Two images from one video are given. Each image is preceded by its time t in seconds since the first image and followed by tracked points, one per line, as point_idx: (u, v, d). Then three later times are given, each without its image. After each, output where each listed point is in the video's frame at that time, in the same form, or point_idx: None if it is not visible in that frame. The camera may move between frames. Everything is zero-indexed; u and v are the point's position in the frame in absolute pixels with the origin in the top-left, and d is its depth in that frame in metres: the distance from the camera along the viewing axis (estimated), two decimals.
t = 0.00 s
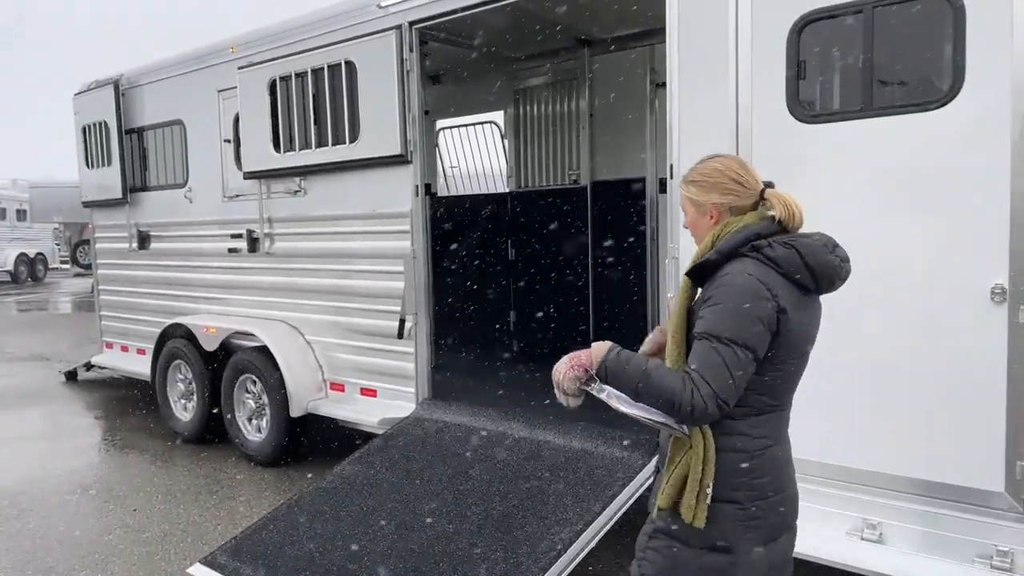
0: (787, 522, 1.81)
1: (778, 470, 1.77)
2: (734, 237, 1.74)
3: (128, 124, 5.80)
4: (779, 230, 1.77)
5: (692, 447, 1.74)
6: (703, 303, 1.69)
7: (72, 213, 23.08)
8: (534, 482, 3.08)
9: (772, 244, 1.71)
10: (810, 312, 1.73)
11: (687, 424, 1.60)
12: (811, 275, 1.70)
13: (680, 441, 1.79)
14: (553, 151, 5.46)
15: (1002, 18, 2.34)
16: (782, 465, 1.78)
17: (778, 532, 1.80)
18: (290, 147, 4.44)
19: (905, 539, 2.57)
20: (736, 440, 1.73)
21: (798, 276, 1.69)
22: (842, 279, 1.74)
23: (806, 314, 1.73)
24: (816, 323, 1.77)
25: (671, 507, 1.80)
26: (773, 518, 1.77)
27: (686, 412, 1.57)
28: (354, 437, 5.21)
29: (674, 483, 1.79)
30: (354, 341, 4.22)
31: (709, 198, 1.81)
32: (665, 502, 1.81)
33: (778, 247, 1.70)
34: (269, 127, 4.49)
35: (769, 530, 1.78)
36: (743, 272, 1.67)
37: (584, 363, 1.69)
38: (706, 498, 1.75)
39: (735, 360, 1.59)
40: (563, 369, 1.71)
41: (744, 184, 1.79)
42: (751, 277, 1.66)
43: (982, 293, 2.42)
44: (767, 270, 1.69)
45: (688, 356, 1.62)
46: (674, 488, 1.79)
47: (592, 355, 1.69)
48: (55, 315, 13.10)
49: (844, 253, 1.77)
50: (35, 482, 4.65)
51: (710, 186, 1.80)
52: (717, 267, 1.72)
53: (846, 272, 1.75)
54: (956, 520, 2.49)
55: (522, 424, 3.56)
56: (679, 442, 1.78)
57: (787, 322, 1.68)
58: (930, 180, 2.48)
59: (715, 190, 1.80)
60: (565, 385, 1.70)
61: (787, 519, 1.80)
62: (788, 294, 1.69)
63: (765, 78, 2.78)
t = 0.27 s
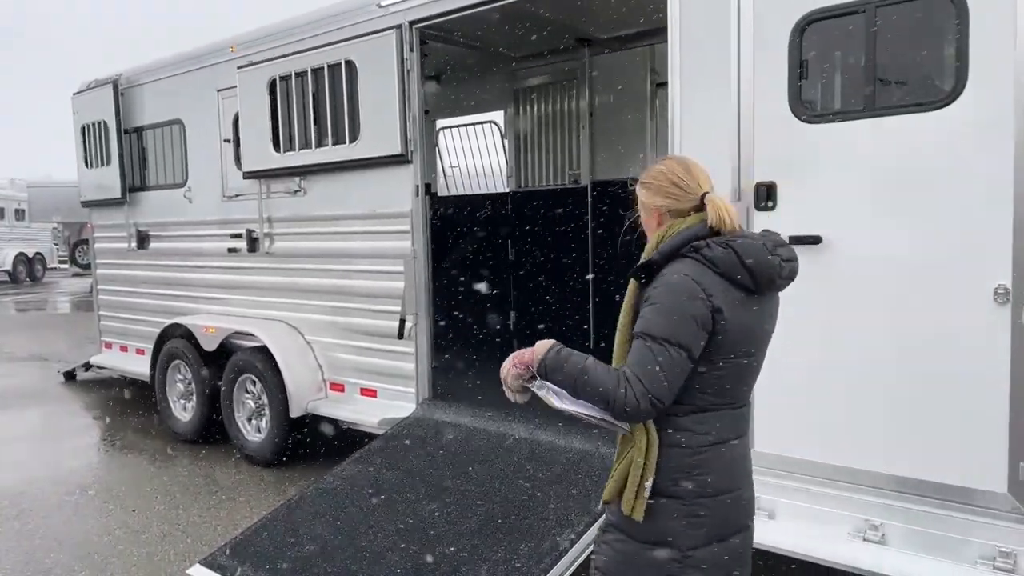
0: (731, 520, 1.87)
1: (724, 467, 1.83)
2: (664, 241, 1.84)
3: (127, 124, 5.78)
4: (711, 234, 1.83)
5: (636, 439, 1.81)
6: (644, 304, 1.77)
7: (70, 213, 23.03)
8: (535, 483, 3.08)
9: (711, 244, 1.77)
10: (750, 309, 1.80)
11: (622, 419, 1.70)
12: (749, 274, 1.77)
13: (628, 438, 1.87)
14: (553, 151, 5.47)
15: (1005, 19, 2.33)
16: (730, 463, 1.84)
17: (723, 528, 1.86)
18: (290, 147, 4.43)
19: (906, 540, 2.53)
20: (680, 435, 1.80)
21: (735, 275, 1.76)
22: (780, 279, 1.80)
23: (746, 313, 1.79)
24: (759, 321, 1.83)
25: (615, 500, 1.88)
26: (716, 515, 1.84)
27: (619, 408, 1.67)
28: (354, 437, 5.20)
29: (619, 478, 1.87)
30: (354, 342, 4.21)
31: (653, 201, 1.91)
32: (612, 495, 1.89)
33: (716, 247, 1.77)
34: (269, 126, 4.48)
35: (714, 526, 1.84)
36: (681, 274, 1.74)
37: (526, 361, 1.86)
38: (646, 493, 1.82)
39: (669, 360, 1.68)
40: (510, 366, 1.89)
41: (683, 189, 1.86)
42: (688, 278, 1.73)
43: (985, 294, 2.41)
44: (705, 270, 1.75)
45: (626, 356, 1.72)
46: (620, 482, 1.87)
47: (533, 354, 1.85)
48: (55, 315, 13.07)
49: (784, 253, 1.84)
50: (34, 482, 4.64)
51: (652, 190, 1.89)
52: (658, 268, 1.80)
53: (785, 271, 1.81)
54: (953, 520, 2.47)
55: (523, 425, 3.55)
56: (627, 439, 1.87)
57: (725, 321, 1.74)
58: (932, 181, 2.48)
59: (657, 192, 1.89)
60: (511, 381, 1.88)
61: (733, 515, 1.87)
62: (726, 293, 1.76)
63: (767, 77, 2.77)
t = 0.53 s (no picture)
0: (696, 523, 1.93)
1: (688, 471, 1.91)
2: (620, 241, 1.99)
3: (126, 123, 5.75)
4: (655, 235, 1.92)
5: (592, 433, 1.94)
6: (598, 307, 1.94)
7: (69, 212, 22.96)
8: (538, 485, 3.05)
9: (657, 244, 1.88)
10: (701, 306, 1.88)
11: (570, 412, 1.88)
12: (691, 273, 1.84)
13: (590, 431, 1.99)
14: (555, 150, 5.43)
15: (1014, 16, 2.31)
16: (694, 466, 1.91)
17: (687, 530, 1.93)
18: (290, 147, 4.40)
19: (912, 542, 2.51)
20: (640, 434, 1.90)
21: (678, 273, 1.84)
22: (727, 277, 1.85)
23: (694, 311, 1.87)
24: (714, 320, 1.90)
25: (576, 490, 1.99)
26: (678, 518, 1.91)
27: (566, 401, 1.88)
28: (354, 439, 5.18)
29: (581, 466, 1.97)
30: (355, 342, 4.18)
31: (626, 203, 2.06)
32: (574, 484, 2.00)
33: (659, 248, 1.86)
34: (268, 125, 4.45)
35: (676, 527, 1.91)
36: (624, 276, 1.88)
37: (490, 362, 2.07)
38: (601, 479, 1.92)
39: (610, 357, 1.83)
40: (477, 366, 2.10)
41: (642, 192, 1.99)
42: (630, 279, 1.86)
43: (994, 294, 2.39)
44: (648, 271, 1.87)
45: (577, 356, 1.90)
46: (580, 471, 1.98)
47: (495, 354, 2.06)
48: (54, 316, 13.02)
49: (736, 252, 1.87)
50: (33, 484, 4.61)
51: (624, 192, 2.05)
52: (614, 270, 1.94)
53: (733, 269, 1.86)
54: (947, 522, 2.46)
55: (525, 426, 3.52)
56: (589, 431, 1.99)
57: (669, 320, 1.84)
58: (938, 180, 2.46)
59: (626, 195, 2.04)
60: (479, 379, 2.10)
61: (699, 520, 1.93)
62: (670, 291, 1.86)
63: (772, 75, 2.74)
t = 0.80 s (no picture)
0: (694, 527, 1.94)
1: (682, 475, 1.93)
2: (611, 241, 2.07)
3: (126, 122, 5.70)
4: (636, 238, 1.97)
5: (587, 436, 1.99)
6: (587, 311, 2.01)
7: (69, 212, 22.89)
8: (544, 489, 3.00)
9: (638, 245, 1.92)
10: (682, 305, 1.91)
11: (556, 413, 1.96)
12: (671, 275, 1.87)
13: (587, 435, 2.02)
14: (558, 150, 5.38)
15: None
16: (689, 470, 1.93)
17: (687, 536, 1.94)
18: (291, 146, 4.35)
19: (926, 549, 2.48)
20: (634, 439, 1.95)
21: (656, 274, 1.88)
22: (707, 275, 1.87)
23: (677, 311, 1.91)
24: (698, 318, 1.93)
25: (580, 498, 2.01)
26: (675, 521, 1.92)
27: (550, 402, 1.97)
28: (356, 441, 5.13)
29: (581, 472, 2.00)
30: (357, 344, 4.14)
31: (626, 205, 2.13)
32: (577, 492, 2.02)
33: (639, 250, 1.91)
34: (270, 124, 4.40)
35: (675, 532, 1.93)
36: (605, 278, 1.93)
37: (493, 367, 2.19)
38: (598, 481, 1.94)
39: (590, 359, 1.89)
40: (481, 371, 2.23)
41: (633, 195, 2.06)
42: (612, 281, 1.92)
43: (1012, 297, 2.34)
44: (629, 273, 1.92)
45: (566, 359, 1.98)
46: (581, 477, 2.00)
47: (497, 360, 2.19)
48: (53, 316, 12.95)
49: (715, 251, 1.89)
50: (32, 487, 4.56)
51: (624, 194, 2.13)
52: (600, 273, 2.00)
53: (711, 267, 1.88)
54: (942, 524, 2.46)
55: (530, 430, 3.47)
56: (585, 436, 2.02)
57: (651, 321, 1.89)
58: (954, 182, 2.41)
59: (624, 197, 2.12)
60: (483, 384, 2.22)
61: (698, 525, 1.94)
62: (650, 291, 1.90)
63: (783, 73, 2.70)
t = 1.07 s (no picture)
0: (708, 533, 1.86)
1: (694, 479, 1.85)
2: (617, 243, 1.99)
3: (124, 120, 5.62)
4: (639, 239, 1.89)
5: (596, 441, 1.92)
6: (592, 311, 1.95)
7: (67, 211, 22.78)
8: (552, 497, 2.92)
9: (644, 244, 1.86)
10: (689, 304, 1.84)
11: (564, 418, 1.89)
12: (676, 272, 1.81)
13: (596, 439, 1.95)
14: (563, 149, 5.29)
15: None
16: (702, 473, 1.85)
17: (703, 544, 1.86)
18: (292, 144, 4.26)
19: (951, 562, 2.39)
20: (645, 442, 1.88)
21: (660, 274, 1.82)
22: (712, 273, 1.81)
23: (685, 310, 1.84)
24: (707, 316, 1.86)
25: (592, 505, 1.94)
26: (686, 527, 1.85)
27: (557, 405, 1.90)
28: (357, 445, 5.05)
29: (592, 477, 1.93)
30: (360, 346, 4.06)
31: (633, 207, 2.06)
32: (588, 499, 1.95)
33: (644, 249, 1.84)
34: (271, 122, 4.32)
35: (690, 539, 1.85)
36: (609, 278, 1.87)
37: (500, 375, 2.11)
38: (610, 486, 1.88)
39: (596, 360, 1.83)
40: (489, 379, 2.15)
41: (641, 196, 1.98)
42: (617, 281, 1.86)
43: None
44: (635, 272, 1.85)
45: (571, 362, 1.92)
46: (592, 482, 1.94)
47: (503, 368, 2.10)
48: (52, 316, 12.86)
49: (722, 248, 1.83)
50: (29, 491, 4.49)
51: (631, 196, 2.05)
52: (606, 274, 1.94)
53: (717, 264, 1.81)
54: (948, 532, 2.41)
55: (538, 435, 3.39)
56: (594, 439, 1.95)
57: (658, 321, 1.82)
58: (981, 181, 2.32)
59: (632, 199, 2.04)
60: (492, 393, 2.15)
61: (711, 531, 1.86)
62: (655, 290, 1.83)
63: (801, 68, 2.61)
